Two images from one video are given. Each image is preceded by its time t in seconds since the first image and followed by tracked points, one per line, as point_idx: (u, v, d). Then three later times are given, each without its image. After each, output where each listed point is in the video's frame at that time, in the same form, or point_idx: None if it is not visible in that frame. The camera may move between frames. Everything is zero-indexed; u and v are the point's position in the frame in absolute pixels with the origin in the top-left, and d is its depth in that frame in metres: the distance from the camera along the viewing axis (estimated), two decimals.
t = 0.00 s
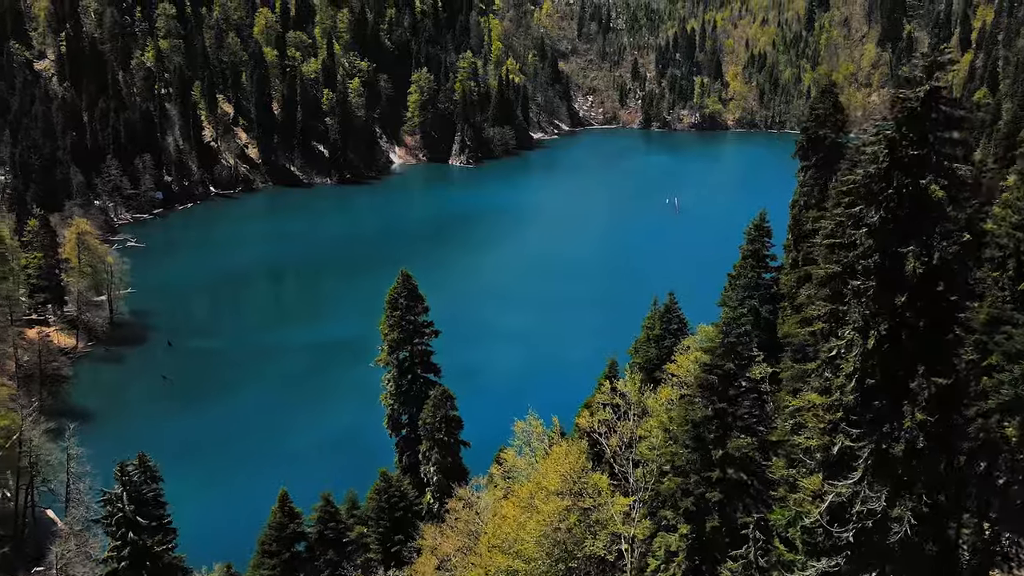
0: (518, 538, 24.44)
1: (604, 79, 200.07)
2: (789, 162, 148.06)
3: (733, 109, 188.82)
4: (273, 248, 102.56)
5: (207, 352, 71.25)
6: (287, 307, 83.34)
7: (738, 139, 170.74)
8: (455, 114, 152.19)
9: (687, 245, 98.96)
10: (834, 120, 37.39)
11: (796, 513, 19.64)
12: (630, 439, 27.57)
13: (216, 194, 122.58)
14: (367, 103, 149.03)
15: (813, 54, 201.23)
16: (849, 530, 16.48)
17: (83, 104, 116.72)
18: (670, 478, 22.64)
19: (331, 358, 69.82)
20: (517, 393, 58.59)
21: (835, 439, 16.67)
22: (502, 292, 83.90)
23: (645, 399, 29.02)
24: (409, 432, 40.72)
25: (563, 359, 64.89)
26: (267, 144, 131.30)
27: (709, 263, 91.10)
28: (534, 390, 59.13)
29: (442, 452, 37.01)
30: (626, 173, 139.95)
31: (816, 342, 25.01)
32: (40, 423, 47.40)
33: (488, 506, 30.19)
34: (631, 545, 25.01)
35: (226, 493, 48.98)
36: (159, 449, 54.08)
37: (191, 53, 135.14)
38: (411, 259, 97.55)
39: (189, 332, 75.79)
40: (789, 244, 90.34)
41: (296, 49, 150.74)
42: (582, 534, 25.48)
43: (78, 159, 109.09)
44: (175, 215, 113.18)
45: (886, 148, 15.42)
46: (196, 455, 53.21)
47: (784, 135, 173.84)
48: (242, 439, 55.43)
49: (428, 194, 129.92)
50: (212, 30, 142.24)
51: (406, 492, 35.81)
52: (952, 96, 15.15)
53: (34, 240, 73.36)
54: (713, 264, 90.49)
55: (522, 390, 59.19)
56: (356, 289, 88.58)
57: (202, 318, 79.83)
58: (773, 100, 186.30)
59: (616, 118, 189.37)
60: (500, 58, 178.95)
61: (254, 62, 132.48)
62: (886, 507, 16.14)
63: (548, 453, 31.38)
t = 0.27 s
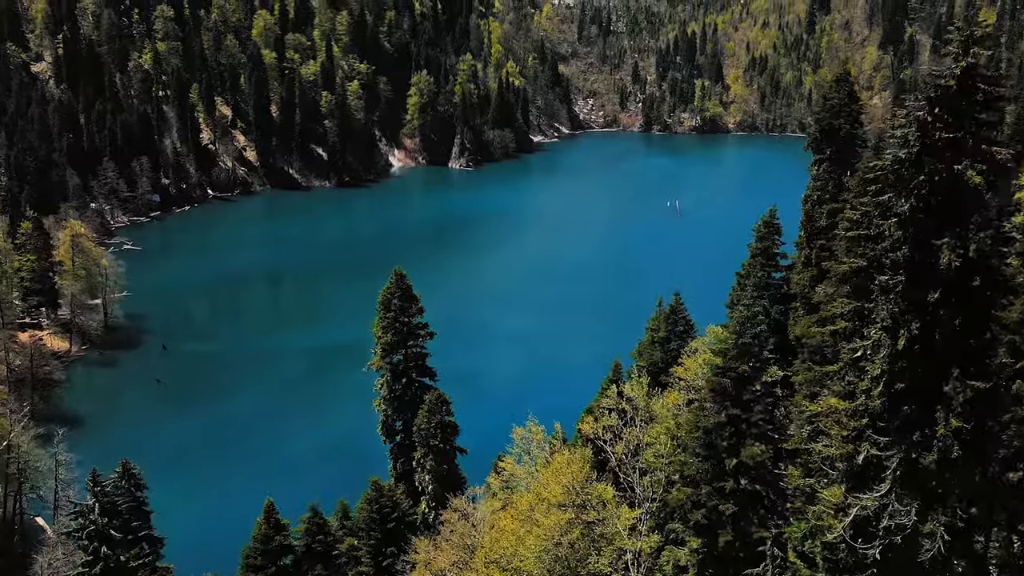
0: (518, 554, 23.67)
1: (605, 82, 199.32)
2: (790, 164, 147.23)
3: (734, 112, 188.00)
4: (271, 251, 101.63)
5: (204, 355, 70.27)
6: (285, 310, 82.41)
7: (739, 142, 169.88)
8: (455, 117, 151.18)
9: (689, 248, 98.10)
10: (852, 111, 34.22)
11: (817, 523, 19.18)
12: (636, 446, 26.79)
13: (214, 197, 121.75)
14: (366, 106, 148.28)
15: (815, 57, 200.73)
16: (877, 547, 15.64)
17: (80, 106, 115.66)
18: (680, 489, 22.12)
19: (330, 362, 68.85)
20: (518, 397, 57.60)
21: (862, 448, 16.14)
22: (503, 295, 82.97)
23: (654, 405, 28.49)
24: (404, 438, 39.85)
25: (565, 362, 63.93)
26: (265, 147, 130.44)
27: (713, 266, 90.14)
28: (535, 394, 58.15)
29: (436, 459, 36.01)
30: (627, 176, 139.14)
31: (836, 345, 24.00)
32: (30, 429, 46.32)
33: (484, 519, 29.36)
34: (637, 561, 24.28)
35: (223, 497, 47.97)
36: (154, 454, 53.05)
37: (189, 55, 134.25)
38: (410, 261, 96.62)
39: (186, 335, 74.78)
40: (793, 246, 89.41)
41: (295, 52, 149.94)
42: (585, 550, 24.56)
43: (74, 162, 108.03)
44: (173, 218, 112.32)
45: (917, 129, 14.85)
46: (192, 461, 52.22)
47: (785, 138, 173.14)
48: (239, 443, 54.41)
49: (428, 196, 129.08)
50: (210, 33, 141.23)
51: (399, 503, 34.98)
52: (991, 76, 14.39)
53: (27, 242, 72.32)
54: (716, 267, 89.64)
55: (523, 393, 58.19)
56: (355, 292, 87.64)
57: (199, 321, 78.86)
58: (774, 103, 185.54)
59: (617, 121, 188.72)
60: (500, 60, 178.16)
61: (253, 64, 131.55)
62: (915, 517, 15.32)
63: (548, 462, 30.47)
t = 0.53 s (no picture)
0: (518, 570, 22.60)
1: (605, 85, 198.42)
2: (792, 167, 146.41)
3: (736, 115, 187.15)
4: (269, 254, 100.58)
5: (200, 359, 69.19)
6: (283, 313, 81.37)
7: (740, 145, 169.04)
8: (454, 120, 150.41)
9: (692, 251, 97.10)
10: (869, 98, 31.38)
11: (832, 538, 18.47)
12: (644, 453, 26.00)
13: (211, 200, 120.80)
14: (365, 109, 147.51)
15: (816, 60, 200.24)
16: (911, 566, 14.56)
17: (77, 108, 114.19)
18: (692, 500, 21.27)
19: (328, 365, 67.80)
20: (519, 400, 56.54)
21: (892, 458, 15.21)
22: (503, 298, 81.92)
23: (662, 410, 27.77)
24: (398, 445, 38.64)
25: (567, 365, 62.86)
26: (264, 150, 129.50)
27: (716, 269, 89.27)
28: (536, 397, 57.10)
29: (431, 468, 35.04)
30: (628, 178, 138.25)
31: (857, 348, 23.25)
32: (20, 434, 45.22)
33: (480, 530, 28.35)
34: None
35: (220, 501, 47.04)
36: (149, 458, 52.11)
37: (187, 57, 133.30)
38: (409, 264, 95.61)
39: (181, 339, 73.72)
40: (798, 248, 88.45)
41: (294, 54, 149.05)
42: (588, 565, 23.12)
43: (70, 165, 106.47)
44: (170, 221, 111.38)
45: (958, 109, 13.92)
46: (187, 465, 51.16)
47: (786, 141, 172.42)
48: (237, 447, 53.49)
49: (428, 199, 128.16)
50: (208, 35, 140.40)
51: (390, 513, 33.88)
52: None
53: (19, 244, 71.15)
54: (720, 269, 88.67)
55: (525, 396, 57.14)
56: (353, 295, 86.57)
57: (195, 324, 77.82)
58: (775, 106, 184.73)
59: (617, 124, 187.97)
60: (500, 63, 177.25)
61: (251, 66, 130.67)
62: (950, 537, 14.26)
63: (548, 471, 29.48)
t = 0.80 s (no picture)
0: None
1: (606, 88, 197.63)
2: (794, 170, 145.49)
3: (737, 118, 186.35)
4: (267, 257, 99.57)
5: (196, 363, 68.06)
6: (281, 316, 80.26)
7: (741, 148, 168.19)
8: (454, 123, 149.58)
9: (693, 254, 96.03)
10: (889, 83, 29.59)
11: (857, 553, 19.20)
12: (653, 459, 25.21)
13: (209, 204, 119.90)
14: (365, 112, 146.75)
15: (817, 63, 199.27)
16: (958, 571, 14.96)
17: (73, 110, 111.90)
18: (708, 514, 21.83)
19: (326, 369, 66.68)
20: (520, 404, 55.41)
21: (934, 468, 15.90)
22: (503, 301, 80.81)
23: (671, 417, 27.33)
24: (390, 452, 37.36)
25: (568, 369, 61.72)
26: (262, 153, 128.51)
27: (719, 272, 88.13)
28: (538, 401, 55.96)
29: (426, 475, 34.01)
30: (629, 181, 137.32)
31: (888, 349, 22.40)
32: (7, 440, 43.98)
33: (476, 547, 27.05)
34: None
35: (215, 508, 45.84)
36: (142, 464, 50.90)
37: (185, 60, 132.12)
38: (408, 267, 94.54)
39: (177, 342, 72.59)
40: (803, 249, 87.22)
41: (292, 56, 147.95)
42: None
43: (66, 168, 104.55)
44: (167, 224, 110.37)
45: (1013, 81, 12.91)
46: (181, 471, 49.98)
47: (787, 144, 171.64)
48: (233, 452, 52.31)
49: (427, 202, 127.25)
50: (206, 36, 140.06)
51: (381, 527, 32.92)
52: None
53: (11, 247, 69.86)
54: (722, 273, 87.52)
55: (526, 400, 56.01)
56: (352, 298, 85.46)
57: (192, 328, 76.72)
58: (776, 109, 183.91)
59: (618, 127, 187.27)
60: (500, 65, 176.28)
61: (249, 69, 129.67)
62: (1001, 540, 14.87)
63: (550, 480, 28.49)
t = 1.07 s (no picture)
0: None
1: (606, 91, 197.66)
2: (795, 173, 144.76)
3: (738, 121, 186.05)
4: (265, 260, 98.63)
5: (192, 367, 67.07)
6: (279, 320, 79.35)
7: (743, 151, 167.63)
8: (454, 125, 148.92)
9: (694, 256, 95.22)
10: (913, 68, 26.61)
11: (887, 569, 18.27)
12: (665, 468, 24.34)
13: (207, 207, 119.15)
14: (364, 114, 146.21)
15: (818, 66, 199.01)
16: None
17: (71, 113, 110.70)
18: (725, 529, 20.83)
19: (324, 373, 65.67)
20: (520, 407, 54.43)
21: (978, 480, 15.09)
22: (502, 305, 79.89)
23: (681, 419, 26.28)
24: (382, 459, 36.29)
25: (569, 372, 60.76)
26: (260, 155, 127.84)
27: (721, 275, 87.32)
28: (538, 405, 54.99)
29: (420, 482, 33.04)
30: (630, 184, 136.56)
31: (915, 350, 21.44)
32: None
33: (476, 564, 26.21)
34: None
35: (212, 513, 44.86)
36: (137, 470, 49.90)
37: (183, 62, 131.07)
38: (407, 270, 93.68)
39: (174, 346, 71.62)
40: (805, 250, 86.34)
41: (291, 58, 147.04)
42: None
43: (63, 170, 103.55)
44: (165, 227, 109.53)
45: None
46: (175, 476, 48.94)
47: (788, 147, 171.09)
48: (229, 457, 51.32)
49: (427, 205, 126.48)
50: (205, 39, 138.64)
51: (371, 537, 31.78)
52: None
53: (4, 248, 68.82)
54: (725, 275, 86.70)
55: (527, 404, 55.09)
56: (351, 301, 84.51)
57: (188, 331, 75.78)
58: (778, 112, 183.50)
59: (618, 130, 187.08)
60: (500, 68, 175.68)
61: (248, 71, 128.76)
62: None
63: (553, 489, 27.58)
